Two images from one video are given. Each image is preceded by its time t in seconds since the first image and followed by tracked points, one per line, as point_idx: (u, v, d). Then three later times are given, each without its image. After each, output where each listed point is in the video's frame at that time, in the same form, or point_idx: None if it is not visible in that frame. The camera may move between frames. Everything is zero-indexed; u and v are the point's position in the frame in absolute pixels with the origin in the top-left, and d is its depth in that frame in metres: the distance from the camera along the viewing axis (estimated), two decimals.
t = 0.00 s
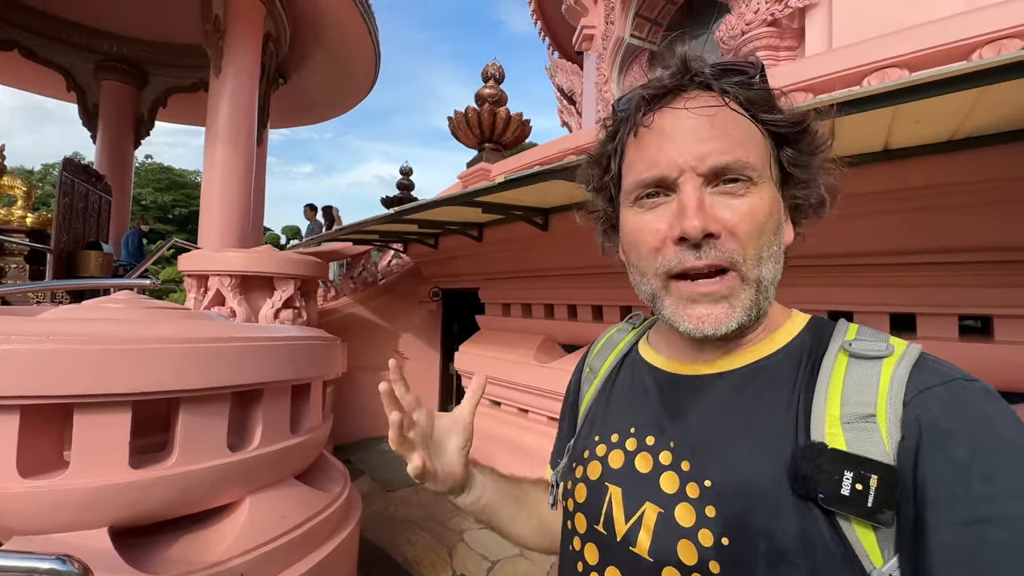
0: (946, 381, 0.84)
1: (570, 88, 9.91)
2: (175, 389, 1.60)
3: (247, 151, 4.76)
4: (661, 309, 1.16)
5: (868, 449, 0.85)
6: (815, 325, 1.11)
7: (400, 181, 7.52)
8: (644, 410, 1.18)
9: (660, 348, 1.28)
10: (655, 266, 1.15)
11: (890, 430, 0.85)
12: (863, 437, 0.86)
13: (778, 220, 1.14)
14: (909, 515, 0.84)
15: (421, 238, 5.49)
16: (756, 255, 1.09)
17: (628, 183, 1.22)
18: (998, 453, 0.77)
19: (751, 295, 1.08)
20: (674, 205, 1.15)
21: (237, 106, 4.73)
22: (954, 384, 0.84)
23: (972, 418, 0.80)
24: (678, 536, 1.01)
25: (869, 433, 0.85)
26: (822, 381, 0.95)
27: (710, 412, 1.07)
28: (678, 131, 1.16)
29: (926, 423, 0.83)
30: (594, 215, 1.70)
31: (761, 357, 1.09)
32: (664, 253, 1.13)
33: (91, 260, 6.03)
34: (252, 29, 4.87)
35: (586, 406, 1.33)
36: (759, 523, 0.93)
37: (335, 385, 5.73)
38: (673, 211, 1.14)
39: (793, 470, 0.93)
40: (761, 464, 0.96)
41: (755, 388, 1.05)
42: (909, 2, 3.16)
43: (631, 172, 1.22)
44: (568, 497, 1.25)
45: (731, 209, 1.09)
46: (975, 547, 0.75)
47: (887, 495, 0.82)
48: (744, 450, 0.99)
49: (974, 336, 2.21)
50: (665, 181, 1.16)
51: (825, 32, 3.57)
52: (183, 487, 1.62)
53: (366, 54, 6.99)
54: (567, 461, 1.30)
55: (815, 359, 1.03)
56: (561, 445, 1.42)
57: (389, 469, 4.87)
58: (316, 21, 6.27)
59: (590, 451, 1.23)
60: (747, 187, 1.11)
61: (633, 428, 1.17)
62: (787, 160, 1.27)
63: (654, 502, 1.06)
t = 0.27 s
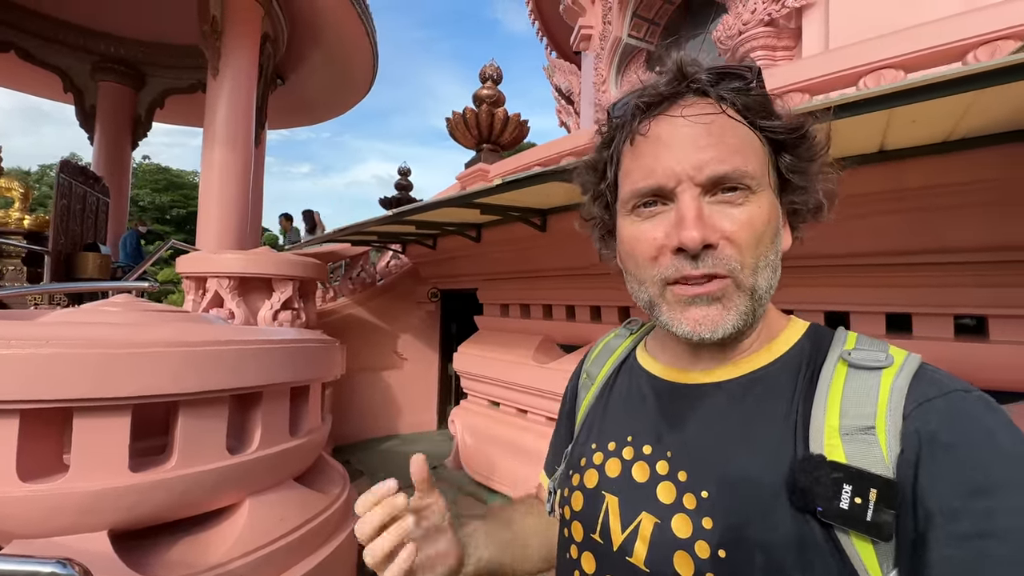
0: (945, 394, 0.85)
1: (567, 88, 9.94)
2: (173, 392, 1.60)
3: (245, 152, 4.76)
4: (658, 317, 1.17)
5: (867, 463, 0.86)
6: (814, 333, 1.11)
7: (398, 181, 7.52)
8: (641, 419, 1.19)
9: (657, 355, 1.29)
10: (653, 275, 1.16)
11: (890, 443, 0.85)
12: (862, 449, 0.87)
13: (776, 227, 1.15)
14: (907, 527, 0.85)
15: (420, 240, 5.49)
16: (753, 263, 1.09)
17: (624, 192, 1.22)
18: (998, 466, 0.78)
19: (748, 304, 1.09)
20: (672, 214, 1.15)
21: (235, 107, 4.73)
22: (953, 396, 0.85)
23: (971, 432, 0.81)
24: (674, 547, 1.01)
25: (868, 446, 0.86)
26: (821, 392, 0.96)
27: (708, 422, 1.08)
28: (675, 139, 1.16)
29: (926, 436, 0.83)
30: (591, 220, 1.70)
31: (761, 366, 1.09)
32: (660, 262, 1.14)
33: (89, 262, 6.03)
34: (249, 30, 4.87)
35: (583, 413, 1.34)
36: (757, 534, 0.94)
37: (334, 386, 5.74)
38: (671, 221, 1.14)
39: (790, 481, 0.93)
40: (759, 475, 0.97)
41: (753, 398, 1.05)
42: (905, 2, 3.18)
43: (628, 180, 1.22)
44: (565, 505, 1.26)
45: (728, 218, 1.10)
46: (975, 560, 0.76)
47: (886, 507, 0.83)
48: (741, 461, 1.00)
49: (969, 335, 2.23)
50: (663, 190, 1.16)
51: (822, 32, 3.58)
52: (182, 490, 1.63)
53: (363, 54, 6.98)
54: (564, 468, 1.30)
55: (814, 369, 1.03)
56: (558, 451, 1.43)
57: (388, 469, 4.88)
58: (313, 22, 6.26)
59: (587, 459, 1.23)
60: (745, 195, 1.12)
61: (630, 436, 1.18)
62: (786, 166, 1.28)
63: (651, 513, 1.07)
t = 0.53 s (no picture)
0: (952, 399, 0.86)
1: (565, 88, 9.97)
2: (177, 394, 1.61)
3: (244, 153, 4.76)
4: (662, 320, 1.18)
5: (873, 468, 0.87)
6: (819, 337, 1.13)
7: (396, 182, 7.53)
8: (646, 423, 1.20)
9: (661, 358, 1.30)
10: (657, 279, 1.17)
11: (896, 448, 0.86)
12: (867, 454, 0.88)
13: (780, 230, 1.16)
14: (914, 533, 0.86)
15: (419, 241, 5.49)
16: (757, 267, 1.11)
17: (628, 196, 1.24)
18: (1005, 472, 0.79)
19: (752, 308, 1.11)
20: (676, 218, 1.17)
21: (234, 107, 4.73)
22: (960, 402, 0.86)
23: (979, 437, 0.82)
24: (679, 553, 1.02)
25: (874, 451, 0.87)
26: (827, 396, 0.97)
27: (714, 425, 1.09)
28: (678, 143, 1.18)
29: (933, 441, 0.84)
30: (594, 222, 1.72)
31: (766, 370, 1.11)
32: (665, 266, 1.16)
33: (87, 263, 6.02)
34: (247, 30, 4.87)
35: (588, 417, 1.35)
36: (761, 540, 0.95)
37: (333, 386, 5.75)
38: (675, 225, 1.16)
39: (796, 487, 0.95)
40: (765, 480, 0.98)
41: (759, 402, 1.07)
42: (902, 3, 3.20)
43: (631, 184, 1.24)
44: (570, 508, 1.27)
45: (731, 223, 1.11)
46: (981, 567, 0.77)
47: (892, 513, 0.83)
48: (746, 466, 1.01)
49: (966, 334, 2.25)
50: (666, 195, 1.18)
51: (819, 33, 3.60)
52: (186, 491, 1.64)
53: (361, 54, 6.99)
54: (569, 472, 1.32)
55: (820, 373, 1.04)
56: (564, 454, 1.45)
57: (389, 470, 4.89)
58: (311, 22, 6.27)
59: (592, 462, 1.24)
60: (748, 199, 1.13)
61: (635, 440, 1.19)
62: (790, 170, 1.29)
63: (656, 517, 1.08)
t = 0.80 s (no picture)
0: (954, 390, 0.87)
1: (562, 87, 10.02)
2: (179, 392, 1.62)
3: (241, 153, 4.76)
4: (660, 317, 1.20)
5: (875, 460, 0.87)
6: (818, 328, 1.14)
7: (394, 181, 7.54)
8: (646, 419, 1.21)
9: (657, 353, 1.32)
10: (653, 274, 1.19)
11: (899, 440, 0.87)
12: (871, 447, 0.88)
13: (778, 219, 1.18)
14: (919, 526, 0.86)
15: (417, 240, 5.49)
16: (759, 256, 1.13)
17: (621, 193, 1.25)
18: (1009, 462, 0.79)
19: (751, 299, 1.12)
20: (669, 213, 1.18)
21: (230, 108, 4.73)
22: (963, 393, 0.86)
23: (982, 427, 0.82)
24: (681, 550, 1.03)
25: (877, 443, 0.88)
26: (827, 388, 0.97)
27: (714, 420, 1.10)
28: (671, 137, 1.18)
29: (937, 432, 0.85)
30: (587, 218, 1.73)
31: (761, 364, 1.12)
32: (659, 259, 1.18)
33: (84, 264, 6.01)
34: (244, 30, 4.87)
35: (585, 413, 1.36)
36: (763, 535, 0.96)
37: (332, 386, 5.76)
38: (670, 220, 1.17)
39: (798, 481, 0.95)
40: (766, 475, 0.99)
41: (759, 395, 1.08)
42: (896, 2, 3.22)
43: (624, 181, 1.24)
44: (568, 506, 1.27)
45: (728, 214, 1.12)
46: (987, 558, 0.77)
47: (898, 506, 0.83)
48: (747, 461, 1.02)
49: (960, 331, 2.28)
50: (659, 192, 1.18)
51: (813, 32, 3.64)
52: (188, 489, 1.65)
53: (358, 54, 6.99)
54: (567, 469, 1.32)
55: (819, 365, 1.05)
56: (561, 451, 1.46)
57: (387, 469, 4.90)
58: (308, 22, 6.27)
59: (590, 459, 1.25)
60: (744, 190, 1.14)
61: (635, 436, 1.20)
62: (785, 159, 1.30)
63: (657, 514, 1.09)
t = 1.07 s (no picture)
0: (932, 386, 0.90)
1: (558, 87, 10.07)
2: (180, 392, 1.64)
3: (236, 153, 4.77)
4: (647, 314, 1.23)
5: (857, 453, 0.90)
6: (804, 326, 1.18)
7: (390, 182, 7.55)
8: (637, 417, 1.24)
9: (649, 352, 1.35)
10: (640, 270, 1.23)
11: (879, 434, 0.89)
12: (853, 440, 0.91)
13: (762, 221, 1.21)
14: (899, 519, 0.88)
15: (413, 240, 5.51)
16: (740, 254, 1.16)
17: (610, 195, 1.28)
18: (985, 454, 0.82)
19: (737, 298, 1.15)
20: (657, 217, 1.21)
21: (225, 108, 4.74)
22: (940, 389, 0.89)
23: (959, 420, 0.85)
24: (671, 544, 1.05)
25: (858, 437, 0.90)
26: (812, 386, 1.00)
27: (702, 417, 1.13)
28: (659, 142, 1.21)
29: (915, 426, 0.88)
30: (578, 221, 1.77)
31: (745, 361, 1.16)
32: (646, 257, 1.21)
33: (79, 265, 6.00)
34: (239, 31, 4.87)
35: (578, 411, 1.40)
36: (749, 528, 0.98)
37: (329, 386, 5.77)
38: (657, 223, 1.20)
39: (783, 476, 0.97)
40: (752, 469, 1.01)
41: (746, 393, 1.11)
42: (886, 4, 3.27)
43: (613, 185, 1.27)
44: (562, 504, 1.31)
45: (714, 215, 1.16)
46: (964, 549, 0.79)
47: (878, 498, 0.86)
48: (734, 456, 1.04)
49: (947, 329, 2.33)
50: (647, 196, 1.21)
51: (805, 33, 3.70)
52: (189, 488, 1.67)
53: (354, 55, 7.01)
54: (560, 467, 1.36)
55: (804, 363, 1.09)
56: (555, 449, 1.49)
57: (385, 468, 4.92)
58: (304, 23, 6.28)
59: (583, 457, 1.29)
60: (729, 193, 1.18)
61: (626, 434, 1.23)
62: (771, 165, 1.33)
63: (647, 509, 1.11)
